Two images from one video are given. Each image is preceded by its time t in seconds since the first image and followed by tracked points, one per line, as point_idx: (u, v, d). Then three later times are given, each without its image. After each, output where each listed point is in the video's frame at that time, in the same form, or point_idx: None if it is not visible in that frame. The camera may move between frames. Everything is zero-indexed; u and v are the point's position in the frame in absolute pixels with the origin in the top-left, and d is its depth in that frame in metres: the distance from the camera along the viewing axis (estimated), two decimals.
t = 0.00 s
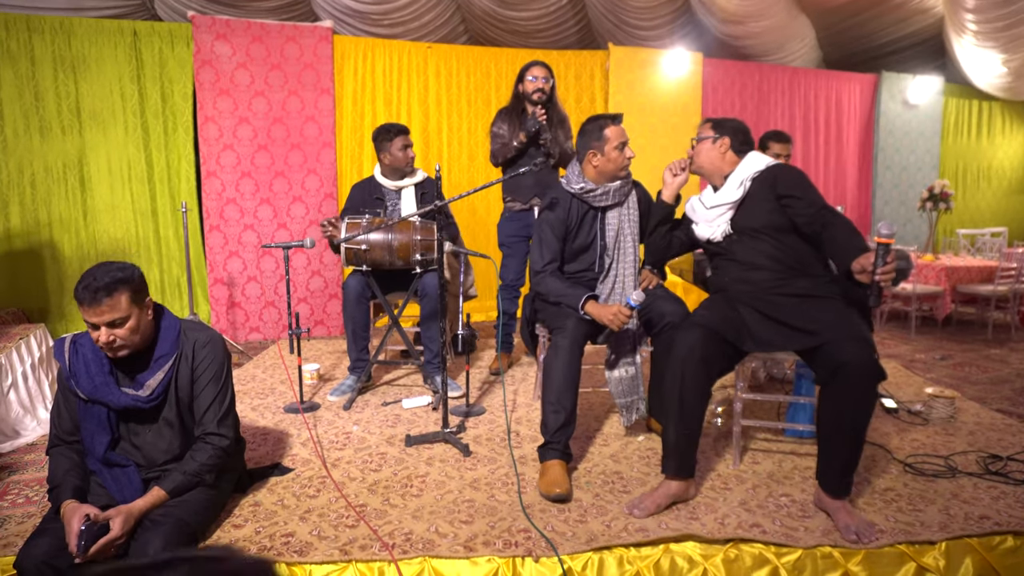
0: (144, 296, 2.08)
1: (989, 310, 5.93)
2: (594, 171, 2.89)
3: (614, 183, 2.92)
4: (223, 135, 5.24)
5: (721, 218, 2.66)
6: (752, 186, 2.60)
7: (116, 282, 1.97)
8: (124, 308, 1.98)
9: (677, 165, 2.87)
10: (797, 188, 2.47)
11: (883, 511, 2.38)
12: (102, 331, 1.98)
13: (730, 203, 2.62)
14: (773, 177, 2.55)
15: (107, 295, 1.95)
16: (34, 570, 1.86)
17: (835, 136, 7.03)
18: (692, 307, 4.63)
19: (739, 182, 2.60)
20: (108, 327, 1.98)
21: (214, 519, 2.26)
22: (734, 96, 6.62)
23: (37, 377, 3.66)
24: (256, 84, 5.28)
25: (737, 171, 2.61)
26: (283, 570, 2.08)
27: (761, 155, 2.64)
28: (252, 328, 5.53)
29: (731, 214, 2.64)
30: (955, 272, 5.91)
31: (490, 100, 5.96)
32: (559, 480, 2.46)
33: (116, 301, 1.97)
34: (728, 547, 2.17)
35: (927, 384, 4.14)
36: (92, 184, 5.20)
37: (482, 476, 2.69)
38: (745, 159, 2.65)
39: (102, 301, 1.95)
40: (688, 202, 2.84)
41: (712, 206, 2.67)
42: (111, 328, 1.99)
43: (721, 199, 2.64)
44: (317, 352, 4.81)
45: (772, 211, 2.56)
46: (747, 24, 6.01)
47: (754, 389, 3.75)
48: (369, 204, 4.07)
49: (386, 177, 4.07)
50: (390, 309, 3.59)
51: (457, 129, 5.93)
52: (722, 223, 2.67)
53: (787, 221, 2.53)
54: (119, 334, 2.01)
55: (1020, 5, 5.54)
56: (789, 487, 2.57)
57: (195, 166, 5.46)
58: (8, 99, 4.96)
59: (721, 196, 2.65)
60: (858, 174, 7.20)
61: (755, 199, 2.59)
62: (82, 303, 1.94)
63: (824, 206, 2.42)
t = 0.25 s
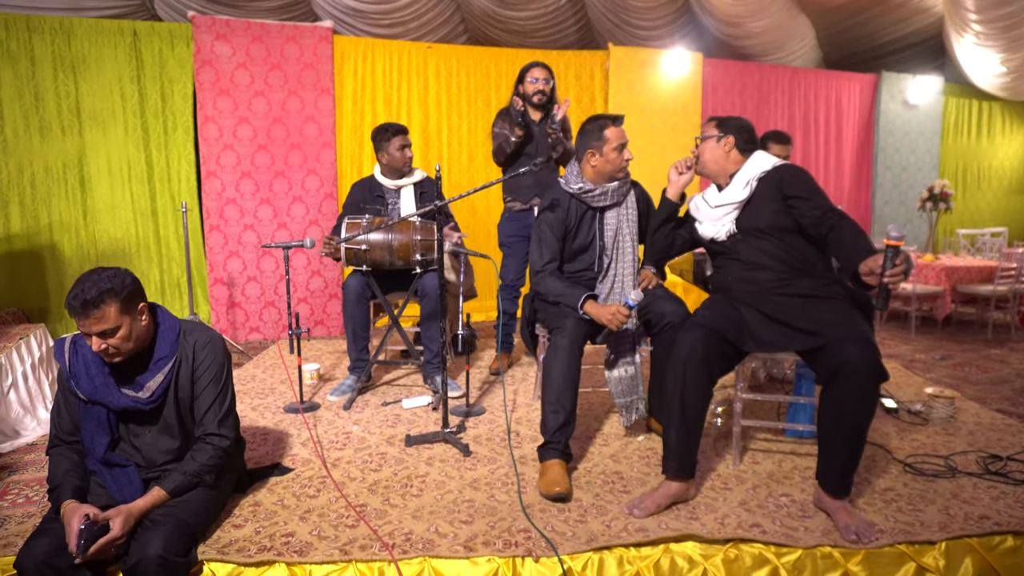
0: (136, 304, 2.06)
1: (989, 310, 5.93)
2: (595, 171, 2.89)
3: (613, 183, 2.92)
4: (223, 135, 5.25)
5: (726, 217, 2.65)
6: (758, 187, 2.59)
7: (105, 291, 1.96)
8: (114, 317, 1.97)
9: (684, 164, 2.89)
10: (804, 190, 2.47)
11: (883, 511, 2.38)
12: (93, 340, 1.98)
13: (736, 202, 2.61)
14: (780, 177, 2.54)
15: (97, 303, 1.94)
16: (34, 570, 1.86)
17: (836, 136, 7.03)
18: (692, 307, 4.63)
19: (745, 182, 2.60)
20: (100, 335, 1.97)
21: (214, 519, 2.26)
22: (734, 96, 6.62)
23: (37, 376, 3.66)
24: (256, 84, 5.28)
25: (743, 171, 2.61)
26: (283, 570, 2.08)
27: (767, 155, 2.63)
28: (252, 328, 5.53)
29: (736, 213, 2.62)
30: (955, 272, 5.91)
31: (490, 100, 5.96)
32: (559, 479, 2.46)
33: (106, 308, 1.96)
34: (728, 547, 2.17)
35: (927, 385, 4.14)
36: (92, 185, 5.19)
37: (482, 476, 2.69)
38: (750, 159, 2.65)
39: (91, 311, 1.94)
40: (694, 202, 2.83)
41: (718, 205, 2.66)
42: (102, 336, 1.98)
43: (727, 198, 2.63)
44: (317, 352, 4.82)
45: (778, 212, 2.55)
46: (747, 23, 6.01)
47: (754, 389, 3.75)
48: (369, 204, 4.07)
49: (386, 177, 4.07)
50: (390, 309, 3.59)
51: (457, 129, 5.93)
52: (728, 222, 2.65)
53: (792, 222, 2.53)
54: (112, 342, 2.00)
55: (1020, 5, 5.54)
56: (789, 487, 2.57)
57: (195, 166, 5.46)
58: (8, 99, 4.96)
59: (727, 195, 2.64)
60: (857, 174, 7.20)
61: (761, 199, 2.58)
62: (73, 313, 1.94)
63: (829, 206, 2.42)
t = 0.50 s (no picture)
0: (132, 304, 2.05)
1: (989, 310, 5.93)
2: (596, 171, 2.89)
3: (612, 182, 2.92)
4: (223, 135, 5.25)
5: (740, 217, 2.60)
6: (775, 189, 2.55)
7: (101, 290, 1.96)
8: (110, 317, 1.97)
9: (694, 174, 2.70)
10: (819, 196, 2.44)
11: (883, 511, 2.38)
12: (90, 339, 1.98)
13: (751, 203, 2.56)
14: (797, 180, 2.50)
15: (93, 302, 1.94)
16: (34, 570, 1.86)
17: (836, 135, 7.03)
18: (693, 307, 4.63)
19: (763, 183, 2.54)
20: (96, 335, 1.98)
21: (214, 519, 2.26)
22: (734, 96, 6.62)
23: (37, 376, 3.66)
24: (256, 84, 5.28)
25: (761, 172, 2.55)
26: (283, 570, 2.08)
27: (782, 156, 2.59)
28: (252, 327, 5.53)
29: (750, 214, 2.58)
30: (955, 272, 5.92)
31: (490, 100, 5.96)
32: (556, 471, 2.46)
33: (102, 308, 1.96)
34: (728, 547, 2.17)
35: (927, 384, 4.14)
36: (92, 185, 5.19)
37: (482, 476, 2.69)
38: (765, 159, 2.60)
39: (86, 311, 1.94)
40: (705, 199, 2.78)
41: (732, 204, 2.61)
42: (99, 336, 1.98)
43: (743, 199, 2.58)
44: (317, 352, 4.81)
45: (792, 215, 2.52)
46: (747, 23, 6.01)
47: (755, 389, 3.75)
48: (369, 204, 4.07)
49: (386, 177, 4.07)
50: (390, 309, 3.59)
51: (457, 129, 5.93)
52: (740, 222, 2.61)
53: (807, 226, 2.51)
54: (108, 341, 2.00)
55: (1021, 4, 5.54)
56: (789, 487, 2.57)
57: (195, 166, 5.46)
58: (8, 99, 4.96)
59: (742, 195, 2.58)
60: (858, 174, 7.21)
61: (777, 201, 2.54)
62: (70, 312, 1.94)
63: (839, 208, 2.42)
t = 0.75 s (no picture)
0: (135, 302, 2.05)
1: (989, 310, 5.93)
2: (597, 170, 2.89)
3: (610, 178, 2.94)
4: (223, 135, 5.25)
5: (766, 220, 2.53)
6: (801, 196, 2.52)
7: (104, 287, 1.96)
8: (114, 314, 1.98)
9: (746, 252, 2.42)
10: (842, 205, 2.47)
11: (882, 511, 2.38)
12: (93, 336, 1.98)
13: (779, 207, 2.51)
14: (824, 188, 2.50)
15: (96, 300, 1.95)
16: (35, 570, 1.87)
17: (835, 135, 7.03)
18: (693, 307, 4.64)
19: (792, 188, 2.50)
20: (98, 332, 1.98)
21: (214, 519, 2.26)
22: (734, 96, 6.62)
23: (38, 376, 3.66)
24: (256, 83, 5.28)
25: (790, 176, 2.50)
26: (283, 570, 2.08)
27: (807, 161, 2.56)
28: (253, 327, 5.53)
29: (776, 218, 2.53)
30: (954, 272, 5.92)
31: (490, 100, 5.97)
32: (557, 477, 2.47)
33: (104, 306, 1.97)
34: (728, 547, 2.17)
35: (927, 384, 4.15)
36: (92, 184, 5.19)
37: (482, 476, 2.69)
38: (790, 162, 2.55)
39: (90, 307, 1.95)
40: (721, 194, 2.68)
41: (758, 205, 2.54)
42: (101, 333, 1.99)
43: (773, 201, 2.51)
44: (317, 352, 4.82)
45: (815, 222, 2.51)
46: (747, 22, 6.01)
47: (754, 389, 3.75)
48: (369, 204, 4.07)
49: (385, 177, 4.07)
50: (390, 309, 3.59)
51: (457, 129, 5.93)
52: (763, 225, 2.54)
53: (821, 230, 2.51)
54: (110, 339, 2.01)
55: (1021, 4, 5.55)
56: (789, 487, 2.58)
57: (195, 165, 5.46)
58: (9, 99, 4.97)
59: (770, 198, 2.52)
60: (857, 173, 7.22)
61: (805, 207, 2.52)
62: (73, 310, 1.95)
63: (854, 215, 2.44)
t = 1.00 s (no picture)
0: (129, 308, 2.04)
1: (989, 310, 5.93)
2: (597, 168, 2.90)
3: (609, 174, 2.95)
4: (223, 135, 5.25)
5: (785, 223, 2.50)
6: (828, 202, 2.48)
7: (98, 288, 1.97)
8: (103, 317, 1.97)
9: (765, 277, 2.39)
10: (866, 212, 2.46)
11: (883, 511, 2.38)
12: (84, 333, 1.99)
13: (803, 211, 2.46)
14: (844, 194, 2.48)
15: (91, 299, 1.96)
16: (36, 570, 1.87)
17: (836, 135, 7.03)
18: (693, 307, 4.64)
19: (818, 194, 2.46)
20: (86, 331, 1.98)
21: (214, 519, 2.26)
22: (734, 96, 6.62)
23: (38, 376, 3.66)
24: (256, 83, 5.28)
25: (818, 182, 2.47)
26: (283, 570, 2.08)
27: (838, 167, 2.52)
28: (253, 327, 5.53)
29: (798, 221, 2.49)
30: (954, 272, 5.92)
31: (490, 100, 5.97)
32: (557, 478, 2.46)
33: (95, 307, 1.97)
34: (728, 547, 2.17)
35: (926, 384, 4.15)
36: (92, 184, 5.19)
37: (482, 476, 2.69)
38: (818, 166, 2.53)
39: (82, 306, 1.96)
40: (743, 188, 2.65)
41: (781, 206, 2.51)
42: (89, 332, 1.98)
43: (794, 205, 2.48)
44: (317, 352, 4.82)
45: (836, 227, 2.49)
46: (747, 22, 6.02)
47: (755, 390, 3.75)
48: (369, 204, 4.07)
49: (386, 177, 4.08)
50: (390, 309, 3.59)
51: (457, 129, 5.93)
52: (784, 226, 2.51)
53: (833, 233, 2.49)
54: (96, 339, 1.99)
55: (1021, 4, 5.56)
56: (788, 487, 2.58)
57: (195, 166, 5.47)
58: (9, 99, 4.97)
59: (794, 200, 2.49)
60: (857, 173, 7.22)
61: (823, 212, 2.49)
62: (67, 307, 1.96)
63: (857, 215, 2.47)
